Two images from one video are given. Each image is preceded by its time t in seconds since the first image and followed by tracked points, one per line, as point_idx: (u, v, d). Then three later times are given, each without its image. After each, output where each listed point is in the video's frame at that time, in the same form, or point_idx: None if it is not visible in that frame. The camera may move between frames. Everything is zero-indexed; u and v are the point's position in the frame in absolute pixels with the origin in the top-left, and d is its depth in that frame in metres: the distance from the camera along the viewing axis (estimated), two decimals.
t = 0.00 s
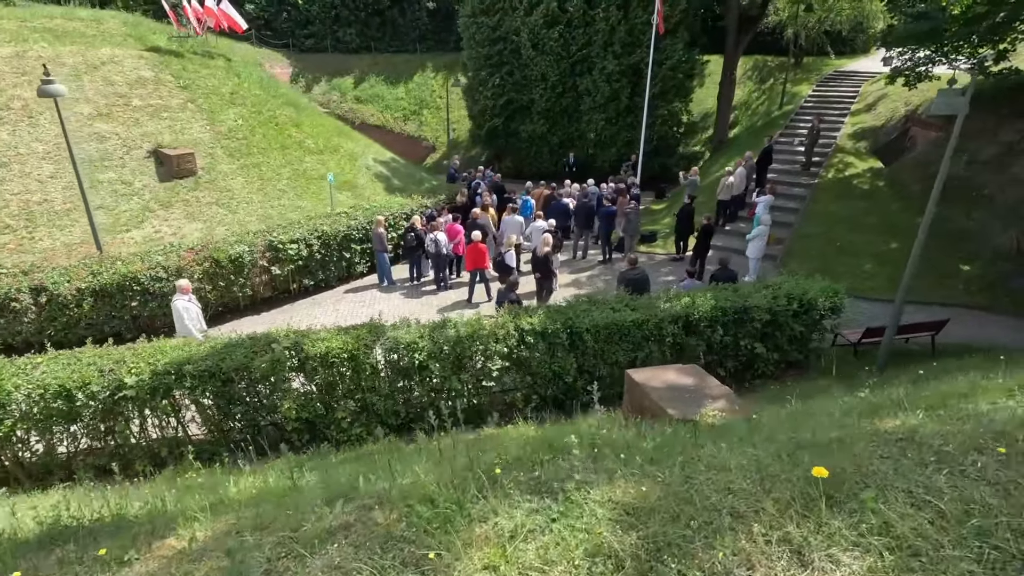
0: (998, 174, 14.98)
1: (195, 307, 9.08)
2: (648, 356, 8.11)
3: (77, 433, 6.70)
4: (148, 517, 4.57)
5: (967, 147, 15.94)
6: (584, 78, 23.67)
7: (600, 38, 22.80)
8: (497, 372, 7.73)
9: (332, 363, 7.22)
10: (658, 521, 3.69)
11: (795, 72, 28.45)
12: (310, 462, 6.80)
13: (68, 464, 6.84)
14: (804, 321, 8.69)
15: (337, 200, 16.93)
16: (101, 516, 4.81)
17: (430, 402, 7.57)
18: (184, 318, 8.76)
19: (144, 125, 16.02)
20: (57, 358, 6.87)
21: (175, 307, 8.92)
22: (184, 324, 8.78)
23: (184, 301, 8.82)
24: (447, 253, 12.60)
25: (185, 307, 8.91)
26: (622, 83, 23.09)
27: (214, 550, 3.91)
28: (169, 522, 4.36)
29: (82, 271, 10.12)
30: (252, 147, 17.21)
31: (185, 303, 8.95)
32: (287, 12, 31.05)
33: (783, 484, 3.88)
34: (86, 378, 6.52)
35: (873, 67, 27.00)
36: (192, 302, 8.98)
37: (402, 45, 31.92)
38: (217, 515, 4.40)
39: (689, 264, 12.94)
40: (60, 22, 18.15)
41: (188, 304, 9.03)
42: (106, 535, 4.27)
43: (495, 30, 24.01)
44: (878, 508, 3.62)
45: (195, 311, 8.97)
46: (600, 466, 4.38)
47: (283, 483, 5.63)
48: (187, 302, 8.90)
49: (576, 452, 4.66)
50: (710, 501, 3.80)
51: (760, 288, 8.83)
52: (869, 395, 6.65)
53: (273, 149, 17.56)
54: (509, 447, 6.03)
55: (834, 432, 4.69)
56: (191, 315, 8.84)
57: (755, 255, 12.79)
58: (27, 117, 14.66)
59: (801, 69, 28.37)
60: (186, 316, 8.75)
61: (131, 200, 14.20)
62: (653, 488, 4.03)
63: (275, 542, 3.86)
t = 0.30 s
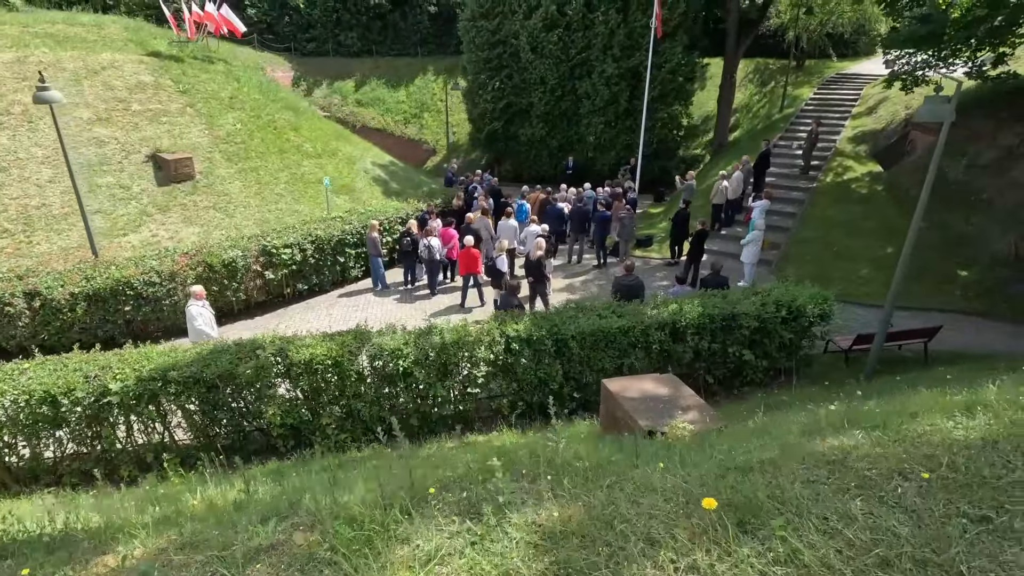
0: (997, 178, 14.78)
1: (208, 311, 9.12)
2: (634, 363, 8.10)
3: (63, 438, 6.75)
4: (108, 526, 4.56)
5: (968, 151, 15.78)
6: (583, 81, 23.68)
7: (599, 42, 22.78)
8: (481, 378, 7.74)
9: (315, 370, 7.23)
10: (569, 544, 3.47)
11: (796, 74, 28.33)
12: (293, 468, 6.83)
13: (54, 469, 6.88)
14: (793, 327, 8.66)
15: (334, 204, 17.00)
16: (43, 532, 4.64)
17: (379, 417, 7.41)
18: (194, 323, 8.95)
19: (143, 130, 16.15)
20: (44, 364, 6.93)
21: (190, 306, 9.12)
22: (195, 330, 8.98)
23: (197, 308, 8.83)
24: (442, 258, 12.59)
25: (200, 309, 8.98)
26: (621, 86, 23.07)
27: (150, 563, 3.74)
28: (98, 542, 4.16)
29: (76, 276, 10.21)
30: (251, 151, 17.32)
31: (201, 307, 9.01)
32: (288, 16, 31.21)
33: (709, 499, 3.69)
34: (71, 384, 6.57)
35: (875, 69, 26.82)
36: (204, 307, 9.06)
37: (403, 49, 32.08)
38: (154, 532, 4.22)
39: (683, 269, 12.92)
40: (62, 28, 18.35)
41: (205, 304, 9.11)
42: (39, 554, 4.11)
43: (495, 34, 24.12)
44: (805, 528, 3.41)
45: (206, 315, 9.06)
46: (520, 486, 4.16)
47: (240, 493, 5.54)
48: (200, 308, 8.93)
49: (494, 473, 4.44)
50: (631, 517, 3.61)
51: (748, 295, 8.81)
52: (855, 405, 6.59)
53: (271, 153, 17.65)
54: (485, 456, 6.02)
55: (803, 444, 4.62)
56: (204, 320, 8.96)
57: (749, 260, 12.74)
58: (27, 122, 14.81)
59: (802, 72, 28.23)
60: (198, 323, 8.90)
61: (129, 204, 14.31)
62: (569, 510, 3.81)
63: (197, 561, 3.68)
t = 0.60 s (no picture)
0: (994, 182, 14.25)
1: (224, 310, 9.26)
2: (618, 366, 8.12)
3: (50, 438, 6.85)
4: (70, 525, 4.63)
5: (965, 154, 15.67)
6: (582, 84, 23.73)
7: (598, 45, 22.82)
8: (464, 381, 7.78)
9: (298, 372, 7.29)
10: (468, 549, 3.51)
11: (798, 77, 28.25)
12: (274, 468, 6.88)
13: (40, 468, 6.97)
14: (779, 331, 8.63)
15: (332, 206, 17.10)
16: None
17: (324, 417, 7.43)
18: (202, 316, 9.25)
19: (143, 133, 16.33)
20: (32, 364, 7.03)
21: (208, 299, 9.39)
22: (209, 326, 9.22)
23: (209, 310, 8.95)
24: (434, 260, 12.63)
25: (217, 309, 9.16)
26: (620, 89, 23.09)
27: (87, 561, 3.79)
28: (36, 542, 4.18)
29: (71, 277, 10.34)
30: (249, 154, 17.46)
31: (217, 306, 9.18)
32: (291, 19, 31.43)
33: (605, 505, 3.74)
34: (57, 385, 6.67)
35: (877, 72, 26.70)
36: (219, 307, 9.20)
37: (405, 52, 32.27)
38: (99, 532, 4.26)
39: (675, 273, 12.93)
40: (65, 31, 18.59)
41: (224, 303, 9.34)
42: None
43: (494, 37, 24.21)
44: (699, 532, 3.43)
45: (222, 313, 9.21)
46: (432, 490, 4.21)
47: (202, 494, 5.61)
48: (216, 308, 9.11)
49: (408, 478, 4.49)
50: (548, 521, 3.64)
51: (735, 298, 8.81)
52: (835, 409, 6.56)
53: (270, 156, 17.79)
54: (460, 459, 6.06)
55: (746, 447, 4.60)
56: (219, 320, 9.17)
57: (742, 263, 12.72)
58: (28, 124, 15.01)
59: (804, 75, 28.15)
60: (208, 322, 9.13)
61: (128, 206, 14.48)
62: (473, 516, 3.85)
63: (126, 560, 3.74)
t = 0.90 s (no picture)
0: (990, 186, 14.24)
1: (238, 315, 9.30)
2: (604, 371, 8.16)
3: (39, 440, 6.95)
4: (30, 527, 4.70)
5: (962, 158, 15.53)
6: (581, 87, 23.78)
7: (597, 48, 22.87)
8: (449, 385, 7.85)
9: (284, 376, 7.38)
10: (393, 556, 3.54)
11: (798, 79, 28.19)
12: (259, 471, 6.97)
13: (30, 469, 7.07)
14: (765, 337, 8.66)
15: (329, 209, 17.21)
16: None
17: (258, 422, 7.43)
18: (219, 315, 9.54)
19: (142, 136, 16.48)
20: (22, 367, 7.13)
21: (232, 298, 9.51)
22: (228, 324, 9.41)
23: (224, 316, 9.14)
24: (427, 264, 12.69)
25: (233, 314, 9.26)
26: (619, 92, 23.12)
27: (30, 567, 3.84)
28: None
29: (67, 280, 10.47)
30: (248, 157, 17.59)
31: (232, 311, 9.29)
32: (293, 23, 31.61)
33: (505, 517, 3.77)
34: (46, 387, 6.77)
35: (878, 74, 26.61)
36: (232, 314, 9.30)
37: (405, 54, 32.42)
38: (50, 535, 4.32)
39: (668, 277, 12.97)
40: (67, 36, 18.80)
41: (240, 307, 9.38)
42: None
43: (493, 40, 24.29)
44: (608, 539, 3.45)
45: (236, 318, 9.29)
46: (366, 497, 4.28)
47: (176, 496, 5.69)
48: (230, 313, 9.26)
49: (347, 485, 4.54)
50: (479, 529, 3.64)
51: (722, 303, 8.84)
52: (816, 414, 6.57)
53: (268, 159, 17.92)
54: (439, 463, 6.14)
55: (687, 455, 4.53)
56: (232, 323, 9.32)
57: (735, 267, 12.72)
58: (29, 128, 15.19)
59: (804, 77, 28.09)
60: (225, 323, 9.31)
61: (126, 209, 14.62)
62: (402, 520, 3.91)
63: (70, 564, 3.82)
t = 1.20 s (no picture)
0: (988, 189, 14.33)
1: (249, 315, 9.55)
2: (590, 376, 8.14)
3: (23, 444, 6.98)
4: None
5: (961, 161, 15.44)
6: (580, 91, 23.79)
7: (596, 52, 22.89)
8: (434, 390, 7.85)
9: (268, 381, 7.39)
10: (312, 569, 3.53)
11: (799, 83, 28.10)
12: (241, 475, 6.96)
13: (14, 473, 7.09)
14: (754, 342, 8.61)
15: (325, 212, 17.26)
16: None
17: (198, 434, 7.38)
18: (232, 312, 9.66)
19: (140, 140, 16.58)
20: (7, 370, 7.17)
21: (240, 299, 9.60)
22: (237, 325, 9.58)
23: (236, 317, 9.35)
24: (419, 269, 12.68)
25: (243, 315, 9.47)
26: (617, 96, 23.11)
27: None
28: None
29: (60, 283, 10.54)
30: (245, 161, 17.67)
31: (243, 312, 9.48)
32: (295, 27, 31.78)
33: (405, 536, 3.71)
34: (29, 391, 6.79)
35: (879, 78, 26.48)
36: (244, 315, 9.54)
37: (407, 58, 32.53)
38: None
39: (662, 281, 12.93)
40: (68, 41, 18.97)
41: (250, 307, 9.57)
42: None
43: (492, 44, 24.33)
44: (521, 559, 3.38)
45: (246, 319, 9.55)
46: (294, 510, 4.27)
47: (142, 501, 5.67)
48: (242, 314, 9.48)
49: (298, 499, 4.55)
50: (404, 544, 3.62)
51: (710, 308, 8.80)
52: (799, 422, 6.49)
53: (266, 162, 18.00)
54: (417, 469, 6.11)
55: (616, 468, 4.42)
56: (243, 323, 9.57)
57: (728, 271, 12.66)
58: (28, 132, 15.32)
59: (805, 81, 28.00)
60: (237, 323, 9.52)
61: (124, 212, 14.71)
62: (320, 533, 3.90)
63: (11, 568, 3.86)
